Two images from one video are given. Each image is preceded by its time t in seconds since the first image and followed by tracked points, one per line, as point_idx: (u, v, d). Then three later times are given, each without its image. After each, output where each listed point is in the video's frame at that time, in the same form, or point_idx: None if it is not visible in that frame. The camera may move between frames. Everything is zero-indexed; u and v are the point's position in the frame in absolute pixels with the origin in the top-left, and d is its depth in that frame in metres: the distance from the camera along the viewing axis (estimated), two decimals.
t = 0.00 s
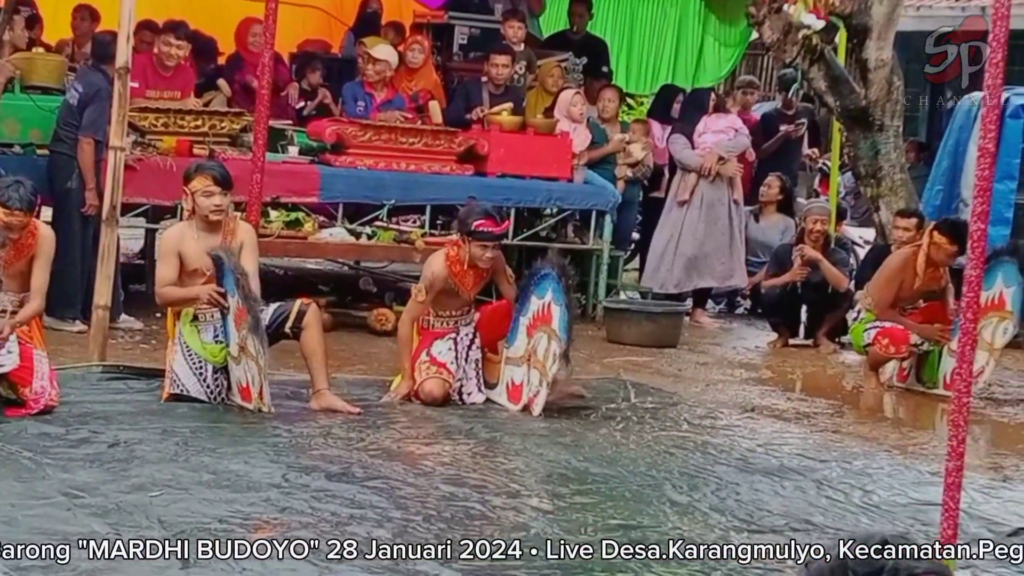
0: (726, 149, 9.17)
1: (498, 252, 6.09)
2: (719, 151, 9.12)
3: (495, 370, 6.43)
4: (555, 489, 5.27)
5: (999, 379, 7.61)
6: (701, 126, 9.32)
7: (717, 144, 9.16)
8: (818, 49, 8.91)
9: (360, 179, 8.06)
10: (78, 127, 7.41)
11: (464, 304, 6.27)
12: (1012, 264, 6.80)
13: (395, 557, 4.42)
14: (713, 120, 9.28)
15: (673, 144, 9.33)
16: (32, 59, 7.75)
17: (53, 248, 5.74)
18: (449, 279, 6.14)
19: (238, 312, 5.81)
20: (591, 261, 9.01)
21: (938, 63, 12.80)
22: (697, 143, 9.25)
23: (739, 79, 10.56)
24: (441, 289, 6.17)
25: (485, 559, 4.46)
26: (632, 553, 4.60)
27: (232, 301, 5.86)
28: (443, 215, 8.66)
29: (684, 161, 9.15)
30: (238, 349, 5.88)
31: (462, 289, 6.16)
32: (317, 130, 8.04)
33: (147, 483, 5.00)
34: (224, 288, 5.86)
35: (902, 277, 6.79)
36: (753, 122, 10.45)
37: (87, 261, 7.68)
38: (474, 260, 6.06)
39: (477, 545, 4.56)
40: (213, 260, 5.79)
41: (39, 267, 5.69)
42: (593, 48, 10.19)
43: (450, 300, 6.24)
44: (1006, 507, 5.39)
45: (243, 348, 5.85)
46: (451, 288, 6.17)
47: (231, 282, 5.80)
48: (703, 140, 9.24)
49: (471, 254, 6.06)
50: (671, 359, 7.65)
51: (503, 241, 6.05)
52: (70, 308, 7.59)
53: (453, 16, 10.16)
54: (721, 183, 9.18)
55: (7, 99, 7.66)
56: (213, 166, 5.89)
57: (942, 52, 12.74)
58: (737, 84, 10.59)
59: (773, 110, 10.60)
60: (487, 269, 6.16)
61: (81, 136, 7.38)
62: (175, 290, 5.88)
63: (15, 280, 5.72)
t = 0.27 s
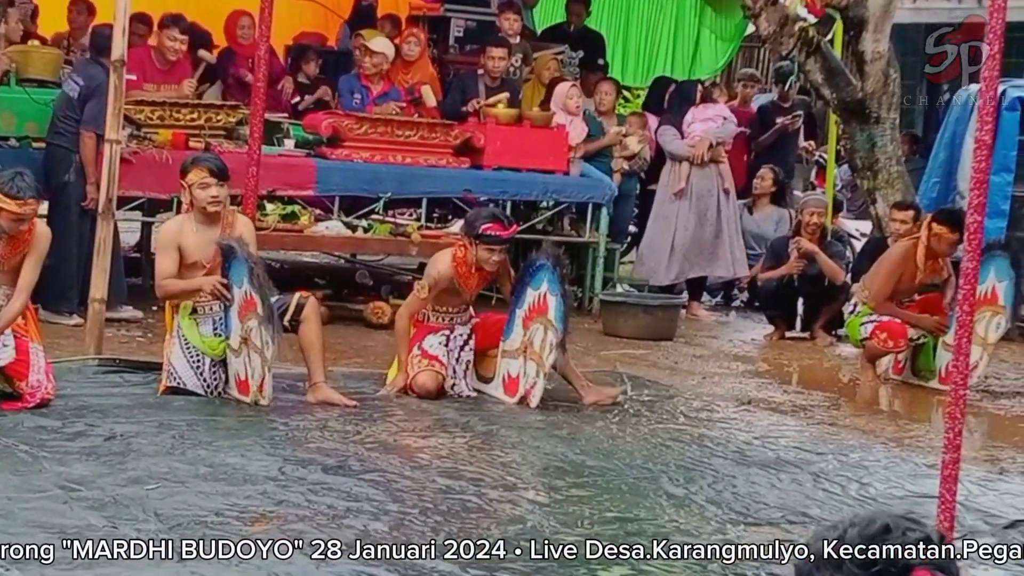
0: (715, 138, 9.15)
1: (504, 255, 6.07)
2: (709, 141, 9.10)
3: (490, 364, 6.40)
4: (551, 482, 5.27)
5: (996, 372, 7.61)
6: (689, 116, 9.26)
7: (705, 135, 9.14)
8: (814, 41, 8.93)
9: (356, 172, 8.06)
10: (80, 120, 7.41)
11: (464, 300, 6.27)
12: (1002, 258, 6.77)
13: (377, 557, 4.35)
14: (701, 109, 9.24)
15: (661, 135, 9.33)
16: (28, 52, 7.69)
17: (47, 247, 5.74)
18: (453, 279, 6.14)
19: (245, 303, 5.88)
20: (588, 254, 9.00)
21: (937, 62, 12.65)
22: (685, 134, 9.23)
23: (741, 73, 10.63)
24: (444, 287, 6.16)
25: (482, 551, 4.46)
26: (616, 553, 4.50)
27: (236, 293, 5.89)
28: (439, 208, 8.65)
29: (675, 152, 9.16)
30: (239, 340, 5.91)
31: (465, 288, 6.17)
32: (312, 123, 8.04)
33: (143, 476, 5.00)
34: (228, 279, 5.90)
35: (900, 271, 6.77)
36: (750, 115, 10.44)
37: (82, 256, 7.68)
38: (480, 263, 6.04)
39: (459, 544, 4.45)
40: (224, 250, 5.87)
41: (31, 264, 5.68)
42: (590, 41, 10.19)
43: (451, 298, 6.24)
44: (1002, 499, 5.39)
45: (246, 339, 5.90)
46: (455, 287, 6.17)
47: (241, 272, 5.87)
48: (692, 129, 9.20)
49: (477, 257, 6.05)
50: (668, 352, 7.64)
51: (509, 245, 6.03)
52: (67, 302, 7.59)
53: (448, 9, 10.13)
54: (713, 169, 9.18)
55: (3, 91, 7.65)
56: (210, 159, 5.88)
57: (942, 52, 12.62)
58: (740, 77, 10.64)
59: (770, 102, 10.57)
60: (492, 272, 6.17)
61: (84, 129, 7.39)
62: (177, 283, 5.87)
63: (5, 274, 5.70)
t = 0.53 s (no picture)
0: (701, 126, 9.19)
1: (513, 256, 6.10)
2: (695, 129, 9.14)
3: (487, 357, 6.38)
4: (548, 475, 5.27)
5: (993, 365, 7.61)
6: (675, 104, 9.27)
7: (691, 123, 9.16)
8: (811, 34, 8.91)
9: (352, 165, 8.06)
10: (85, 114, 7.43)
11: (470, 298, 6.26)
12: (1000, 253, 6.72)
13: (369, 552, 4.34)
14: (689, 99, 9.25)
15: (650, 124, 9.32)
16: (23, 45, 7.67)
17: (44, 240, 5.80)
18: (461, 277, 6.14)
19: (242, 296, 5.84)
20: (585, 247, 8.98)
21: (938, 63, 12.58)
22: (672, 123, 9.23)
23: (740, 66, 10.68)
24: (450, 283, 6.16)
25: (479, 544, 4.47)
26: (603, 553, 4.45)
27: (235, 285, 5.86)
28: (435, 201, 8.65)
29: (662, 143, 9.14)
30: (239, 333, 5.90)
31: (475, 287, 6.15)
32: (309, 116, 8.00)
33: (139, 470, 4.99)
34: (229, 270, 5.88)
35: (894, 266, 6.77)
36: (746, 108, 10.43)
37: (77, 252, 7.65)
38: (488, 262, 6.07)
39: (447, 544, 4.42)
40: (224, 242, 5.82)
41: (29, 255, 5.72)
42: (586, 34, 10.18)
43: (456, 294, 6.23)
44: (998, 492, 5.39)
45: (244, 332, 5.88)
46: (463, 285, 6.16)
47: (240, 265, 5.83)
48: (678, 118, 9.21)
49: (485, 255, 6.07)
50: (664, 345, 7.64)
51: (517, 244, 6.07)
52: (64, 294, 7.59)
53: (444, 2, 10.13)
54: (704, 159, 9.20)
55: None
56: (209, 152, 5.83)
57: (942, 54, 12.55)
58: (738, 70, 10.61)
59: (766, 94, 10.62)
60: (500, 272, 6.16)
61: (86, 123, 7.41)
62: (179, 271, 5.84)
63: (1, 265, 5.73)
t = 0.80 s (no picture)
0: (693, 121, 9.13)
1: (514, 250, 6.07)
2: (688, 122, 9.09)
3: (485, 352, 6.39)
4: (546, 470, 5.27)
5: (991, 360, 7.62)
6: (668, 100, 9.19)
7: (682, 118, 9.10)
8: (809, 29, 8.94)
9: (349, 160, 8.05)
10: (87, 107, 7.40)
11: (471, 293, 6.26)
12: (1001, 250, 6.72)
13: (366, 547, 4.33)
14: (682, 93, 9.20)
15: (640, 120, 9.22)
16: (20, 40, 7.68)
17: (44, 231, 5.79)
18: (461, 272, 6.13)
19: (247, 289, 5.88)
20: (583, 243, 8.99)
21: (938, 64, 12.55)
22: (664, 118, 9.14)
23: (736, 61, 10.83)
24: (450, 279, 6.15)
25: (478, 539, 4.47)
26: (587, 554, 4.37)
27: (239, 279, 5.90)
28: (433, 197, 8.65)
29: (653, 137, 9.07)
30: (239, 328, 5.92)
31: (474, 283, 6.14)
32: (307, 110, 8.05)
33: (137, 464, 4.99)
34: (231, 265, 5.91)
35: (893, 261, 6.76)
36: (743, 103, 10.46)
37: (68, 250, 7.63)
38: (489, 256, 6.04)
39: (433, 544, 4.36)
40: (231, 236, 5.89)
41: (32, 244, 5.73)
42: (585, 29, 10.17)
43: (456, 291, 6.23)
44: (996, 487, 5.40)
45: (246, 327, 5.90)
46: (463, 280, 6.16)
47: (246, 259, 5.88)
48: (670, 113, 9.13)
49: (486, 250, 6.05)
50: (662, 340, 7.64)
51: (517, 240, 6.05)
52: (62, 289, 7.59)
53: None
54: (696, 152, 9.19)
55: None
56: (207, 148, 5.83)
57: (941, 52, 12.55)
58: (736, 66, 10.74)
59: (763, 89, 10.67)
60: (500, 267, 6.13)
61: (89, 117, 7.39)
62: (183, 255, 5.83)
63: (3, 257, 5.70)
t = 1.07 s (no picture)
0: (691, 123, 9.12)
1: (504, 230, 6.10)
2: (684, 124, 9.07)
3: (483, 348, 6.38)
4: (544, 466, 5.27)
5: (991, 356, 7.61)
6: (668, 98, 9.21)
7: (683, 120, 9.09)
8: (809, 25, 8.94)
9: (348, 156, 8.05)
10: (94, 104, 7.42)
11: (467, 285, 6.29)
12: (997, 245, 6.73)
13: (363, 542, 4.33)
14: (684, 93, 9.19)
15: (637, 118, 9.16)
16: (19, 36, 7.67)
17: (44, 223, 5.87)
18: (455, 260, 6.14)
19: (252, 286, 5.85)
20: (582, 239, 8.99)
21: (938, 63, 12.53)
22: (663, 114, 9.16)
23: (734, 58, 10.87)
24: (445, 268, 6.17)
25: (476, 535, 4.47)
26: (576, 553, 4.34)
27: (244, 275, 5.87)
28: (433, 192, 8.65)
29: (647, 133, 9.06)
30: (240, 325, 5.91)
31: (468, 270, 6.17)
32: (307, 107, 8.02)
33: (136, 460, 5.00)
34: (240, 261, 5.88)
35: (894, 259, 6.76)
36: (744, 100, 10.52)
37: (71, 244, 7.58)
38: (481, 239, 6.07)
39: (420, 544, 4.31)
40: (241, 235, 5.86)
41: (38, 237, 5.82)
42: (585, 25, 10.17)
43: (453, 283, 6.26)
44: (994, 484, 5.40)
45: (248, 323, 5.88)
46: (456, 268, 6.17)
47: (253, 256, 5.84)
48: (670, 111, 9.16)
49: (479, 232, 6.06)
50: (662, 337, 7.64)
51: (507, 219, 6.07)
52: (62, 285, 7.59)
53: None
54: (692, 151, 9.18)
55: None
56: (206, 147, 5.84)
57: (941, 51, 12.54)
58: (732, 63, 10.90)
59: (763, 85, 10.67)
60: (493, 252, 6.18)
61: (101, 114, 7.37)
62: (191, 257, 5.87)
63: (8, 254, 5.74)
